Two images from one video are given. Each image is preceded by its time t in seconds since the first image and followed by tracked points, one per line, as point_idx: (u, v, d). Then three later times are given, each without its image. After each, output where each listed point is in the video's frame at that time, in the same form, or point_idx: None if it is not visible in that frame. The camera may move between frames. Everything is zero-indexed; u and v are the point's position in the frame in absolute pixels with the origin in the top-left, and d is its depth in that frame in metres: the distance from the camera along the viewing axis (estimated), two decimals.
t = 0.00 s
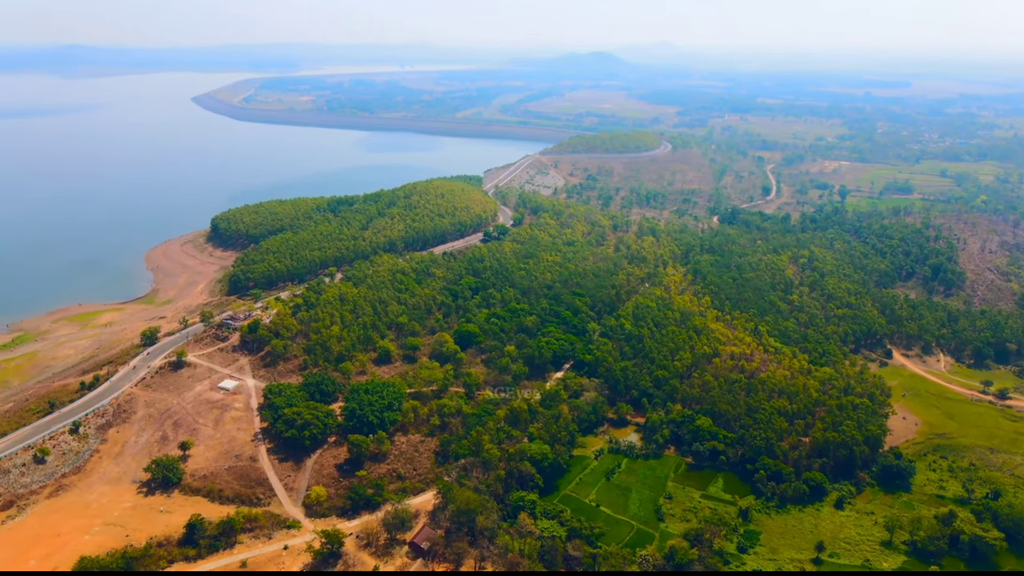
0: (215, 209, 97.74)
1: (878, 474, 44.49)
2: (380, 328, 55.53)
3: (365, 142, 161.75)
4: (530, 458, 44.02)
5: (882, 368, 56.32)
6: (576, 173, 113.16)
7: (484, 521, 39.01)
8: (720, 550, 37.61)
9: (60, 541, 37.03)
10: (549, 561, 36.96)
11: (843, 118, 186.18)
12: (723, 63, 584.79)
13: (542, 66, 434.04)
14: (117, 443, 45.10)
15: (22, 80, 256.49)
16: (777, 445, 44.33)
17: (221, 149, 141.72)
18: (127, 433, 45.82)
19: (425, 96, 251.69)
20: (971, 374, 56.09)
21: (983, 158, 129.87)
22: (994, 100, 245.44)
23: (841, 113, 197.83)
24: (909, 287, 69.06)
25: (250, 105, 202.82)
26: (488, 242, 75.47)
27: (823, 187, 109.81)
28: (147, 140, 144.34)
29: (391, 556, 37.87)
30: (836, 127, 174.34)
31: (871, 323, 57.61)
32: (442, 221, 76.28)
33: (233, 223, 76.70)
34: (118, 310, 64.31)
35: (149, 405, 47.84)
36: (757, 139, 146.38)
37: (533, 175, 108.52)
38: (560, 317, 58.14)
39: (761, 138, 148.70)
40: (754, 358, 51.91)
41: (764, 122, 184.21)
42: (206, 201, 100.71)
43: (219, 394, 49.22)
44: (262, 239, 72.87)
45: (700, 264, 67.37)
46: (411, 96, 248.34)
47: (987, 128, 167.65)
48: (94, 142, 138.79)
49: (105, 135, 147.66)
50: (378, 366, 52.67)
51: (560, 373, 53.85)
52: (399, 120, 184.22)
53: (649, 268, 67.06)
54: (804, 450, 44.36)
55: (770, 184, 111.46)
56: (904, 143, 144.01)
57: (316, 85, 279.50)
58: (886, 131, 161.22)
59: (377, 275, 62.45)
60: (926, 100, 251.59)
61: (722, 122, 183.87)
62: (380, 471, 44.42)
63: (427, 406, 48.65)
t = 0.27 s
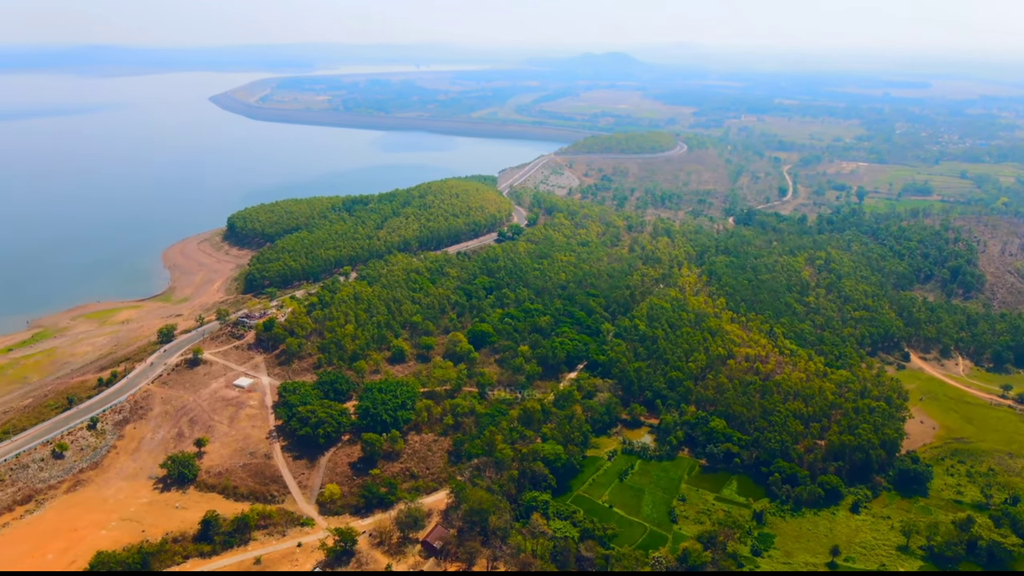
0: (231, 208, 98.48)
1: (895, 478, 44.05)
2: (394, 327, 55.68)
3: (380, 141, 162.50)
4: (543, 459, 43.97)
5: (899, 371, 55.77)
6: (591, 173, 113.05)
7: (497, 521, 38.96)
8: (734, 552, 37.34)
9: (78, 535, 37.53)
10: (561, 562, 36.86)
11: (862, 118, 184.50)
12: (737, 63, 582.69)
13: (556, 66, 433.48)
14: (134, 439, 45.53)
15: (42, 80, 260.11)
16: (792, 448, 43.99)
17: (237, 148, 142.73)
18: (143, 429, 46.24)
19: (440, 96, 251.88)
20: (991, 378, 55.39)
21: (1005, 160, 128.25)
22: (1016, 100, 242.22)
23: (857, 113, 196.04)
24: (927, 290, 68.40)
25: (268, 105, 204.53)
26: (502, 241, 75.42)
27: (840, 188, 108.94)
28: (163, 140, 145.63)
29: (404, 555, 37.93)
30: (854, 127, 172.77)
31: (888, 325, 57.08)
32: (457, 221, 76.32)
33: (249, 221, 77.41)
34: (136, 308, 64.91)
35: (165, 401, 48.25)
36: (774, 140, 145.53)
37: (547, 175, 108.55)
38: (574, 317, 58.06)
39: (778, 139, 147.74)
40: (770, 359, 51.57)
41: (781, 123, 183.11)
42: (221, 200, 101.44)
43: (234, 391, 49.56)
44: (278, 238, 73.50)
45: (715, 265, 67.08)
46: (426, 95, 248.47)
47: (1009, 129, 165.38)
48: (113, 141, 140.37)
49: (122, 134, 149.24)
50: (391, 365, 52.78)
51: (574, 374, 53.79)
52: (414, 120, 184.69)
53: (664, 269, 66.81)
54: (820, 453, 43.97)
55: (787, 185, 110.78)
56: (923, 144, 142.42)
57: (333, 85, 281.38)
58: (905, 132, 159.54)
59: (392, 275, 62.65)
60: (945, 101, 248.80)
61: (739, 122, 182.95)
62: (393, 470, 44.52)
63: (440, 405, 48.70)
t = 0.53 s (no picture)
0: (299, 202, 101.33)
1: (976, 500, 41.81)
2: (459, 324, 56.23)
3: (447, 140, 165.07)
4: (604, 461, 43.55)
5: (984, 389, 52.85)
6: (661, 175, 112.09)
7: (556, 522, 38.70)
8: (801, 567, 35.88)
9: (156, 513, 39.87)
10: (621, 567, 36.24)
11: (951, 122, 175.50)
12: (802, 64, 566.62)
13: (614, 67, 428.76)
14: (208, 424, 47.34)
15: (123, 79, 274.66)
16: (865, 463, 42.28)
17: (303, 144, 146.60)
18: (217, 415, 48.02)
19: (511, 96, 250.93)
20: None
21: None
22: None
23: (933, 117, 186.80)
24: (1018, 304, 64.60)
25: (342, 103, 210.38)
26: (569, 242, 75.18)
27: (925, 195, 104.31)
28: (238, 135, 151.54)
29: (462, 550, 38.12)
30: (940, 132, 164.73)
31: (973, 340, 54.31)
32: (523, 220, 76.29)
33: (323, 217, 80.34)
34: (213, 297, 67.38)
35: (238, 388, 50.01)
36: (854, 143, 140.42)
37: (616, 177, 108.14)
38: (640, 320, 57.40)
39: (860, 142, 142.37)
40: (844, 370, 49.79)
41: (862, 126, 176.42)
42: (287, 195, 104.34)
43: (303, 381, 50.99)
44: (349, 234, 75.98)
45: (788, 271, 65.31)
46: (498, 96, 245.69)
47: None
48: (187, 136, 146.59)
49: (195, 130, 155.73)
50: (456, 362, 53.24)
51: (638, 377, 53.22)
52: (488, 120, 185.70)
53: (733, 274, 65.32)
54: (894, 470, 42.09)
55: (867, 191, 106.79)
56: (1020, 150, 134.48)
57: (403, 84, 287.50)
58: (998, 138, 150.96)
59: (459, 272, 63.31)
60: None
61: (817, 125, 177.21)
62: (454, 465, 44.85)
63: (503, 403, 48.86)
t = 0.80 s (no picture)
0: (313, 200, 101.82)
1: (995, 506, 41.32)
2: (473, 324, 56.28)
3: (462, 139, 165.55)
4: (617, 462, 43.40)
5: (1004, 393, 52.14)
6: (677, 175, 111.84)
7: (569, 522, 38.63)
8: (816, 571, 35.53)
9: (172, 509, 40.22)
10: (634, 569, 36.05)
11: (972, 123, 173.46)
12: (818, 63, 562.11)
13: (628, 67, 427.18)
14: (223, 421, 47.69)
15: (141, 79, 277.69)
16: (881, 467, 41.94)
17: (318, 143, 147.27)
18: (232, 412, 48.37)
19: (526, 96, 250.37)
20: None
21: None
22: None
23: (952, 117, 184.63)
24: None
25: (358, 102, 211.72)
26: (584, 242, 75.06)
27: (945, 197, 103.37)
28: (255, 134, 152.76)
29: (475, 549, 38.12)
30: (960, 133, 162.71)
31: (994, 343, 53.57)
32: (539, 220, 76.16)
33: (339, 216, 80.92)
34: (230, 295, 67.87)
35: (253, 386, 50.39)
36: (873, 144, 139.27)
37: (632, 177, 108.06)
38: (655, 321, 57.16)
39: (878, 143, 141.27)
40: (860, 373, 49.41)
41: (881, 126, 174.98)
42: (302, 194, 104.84)
43: (318, 379, 51.29)
44: (365, 233, 76.46)
45: (805, 272, 64.84)
46: (513, 96, 245.94)
47: None
48: (203, 135, 147.64)
49: (212, 129, 157.01)
50: (470, 362, 53.29)
51: (652, 378, 53.04)
52: (504, 120, 185.99)
53: (749, 275, 64.97)
54: (912, 474, 41.67)
55: (886, 192, 105.90)
56: None
57: (420, 83, 288.81)
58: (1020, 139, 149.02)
59: (474, 272, 63.41)
60: None
61: (835, 125, 175.93)
62: (467, 465, 44.88)
63: (516, 403, 48.85)
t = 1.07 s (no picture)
0: (326, 199, 102.24)
1: (1012, 511, 40.81)
2: (485, 324, 56.29)
3: (475, 139, 165.82)
4: (629, 463, 43.25)
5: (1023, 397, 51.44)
6: (691, 175, 111.49)
7: (580, 523, 38.55)
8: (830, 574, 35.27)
9: (186, 505, 40.52)
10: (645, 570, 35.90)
11: (991, 124, 171.46)
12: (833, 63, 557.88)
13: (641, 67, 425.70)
14: (237, 418, 47.96)
15: (157, 79, 280.17)
16: (896, 470, 41.57)
17: (331, 143, 147.92)
18: (246, 409, 48.65)
19: (540, 96, 249.84)
20: None
21: None
22: None
23: (971, 118, 182.70)
24: None
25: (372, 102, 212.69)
26: (597, 242, 74.90)
27: (962, 198, 102.35)
28: (270, 133, 153.81)
29: (486, 549, 38.13)
30: (979, 134, 160.95)
31: (1012, 347, 52.91)
32: (552, 220, 76.09)
33: (352, 215, 81.27)
34: (244, 293, 68.28)
35: (267, 384, 50.67)
36: (889, 145, 138.02)
37: (646, 177, 107.88)
38: (668, 322, 56.94)
39: (896, 144, 140.02)
40: (876, 376, 49.05)
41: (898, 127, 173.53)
42: (315, 193, 105.31)
43: (331, 378, 51.51)
44: (378, 232, 76.74)
45: (820, 273, 64.41)
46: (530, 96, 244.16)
47: None
48: (218, 135, 148.69)
49: (226, 128, 158.12)
50: (482, 361, 53.31)
51: (665, 380, 52.85)
52: (518, 120, 186.17)
53: (763, 276, 64.65)
54: (927, 478, 41.25)
55: (903, 193, 104.99)
56: None
57: (434, 83, 289.68)
58: None
59: (486, 271, 63.46)
60: None
61: (851, 125, 174.72)
62: (479, 464, 44.89)
63: (528, 403, 48.83)
